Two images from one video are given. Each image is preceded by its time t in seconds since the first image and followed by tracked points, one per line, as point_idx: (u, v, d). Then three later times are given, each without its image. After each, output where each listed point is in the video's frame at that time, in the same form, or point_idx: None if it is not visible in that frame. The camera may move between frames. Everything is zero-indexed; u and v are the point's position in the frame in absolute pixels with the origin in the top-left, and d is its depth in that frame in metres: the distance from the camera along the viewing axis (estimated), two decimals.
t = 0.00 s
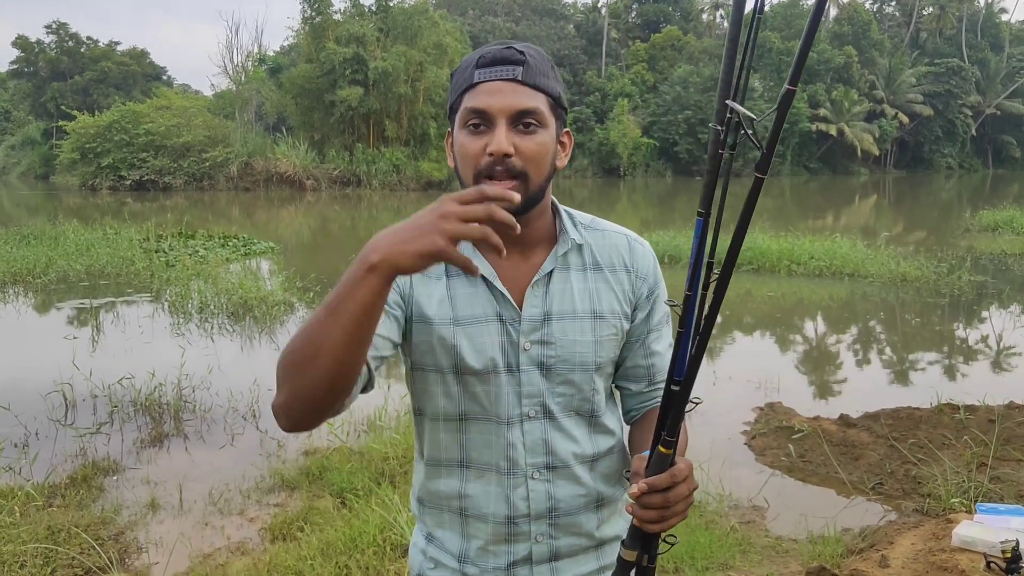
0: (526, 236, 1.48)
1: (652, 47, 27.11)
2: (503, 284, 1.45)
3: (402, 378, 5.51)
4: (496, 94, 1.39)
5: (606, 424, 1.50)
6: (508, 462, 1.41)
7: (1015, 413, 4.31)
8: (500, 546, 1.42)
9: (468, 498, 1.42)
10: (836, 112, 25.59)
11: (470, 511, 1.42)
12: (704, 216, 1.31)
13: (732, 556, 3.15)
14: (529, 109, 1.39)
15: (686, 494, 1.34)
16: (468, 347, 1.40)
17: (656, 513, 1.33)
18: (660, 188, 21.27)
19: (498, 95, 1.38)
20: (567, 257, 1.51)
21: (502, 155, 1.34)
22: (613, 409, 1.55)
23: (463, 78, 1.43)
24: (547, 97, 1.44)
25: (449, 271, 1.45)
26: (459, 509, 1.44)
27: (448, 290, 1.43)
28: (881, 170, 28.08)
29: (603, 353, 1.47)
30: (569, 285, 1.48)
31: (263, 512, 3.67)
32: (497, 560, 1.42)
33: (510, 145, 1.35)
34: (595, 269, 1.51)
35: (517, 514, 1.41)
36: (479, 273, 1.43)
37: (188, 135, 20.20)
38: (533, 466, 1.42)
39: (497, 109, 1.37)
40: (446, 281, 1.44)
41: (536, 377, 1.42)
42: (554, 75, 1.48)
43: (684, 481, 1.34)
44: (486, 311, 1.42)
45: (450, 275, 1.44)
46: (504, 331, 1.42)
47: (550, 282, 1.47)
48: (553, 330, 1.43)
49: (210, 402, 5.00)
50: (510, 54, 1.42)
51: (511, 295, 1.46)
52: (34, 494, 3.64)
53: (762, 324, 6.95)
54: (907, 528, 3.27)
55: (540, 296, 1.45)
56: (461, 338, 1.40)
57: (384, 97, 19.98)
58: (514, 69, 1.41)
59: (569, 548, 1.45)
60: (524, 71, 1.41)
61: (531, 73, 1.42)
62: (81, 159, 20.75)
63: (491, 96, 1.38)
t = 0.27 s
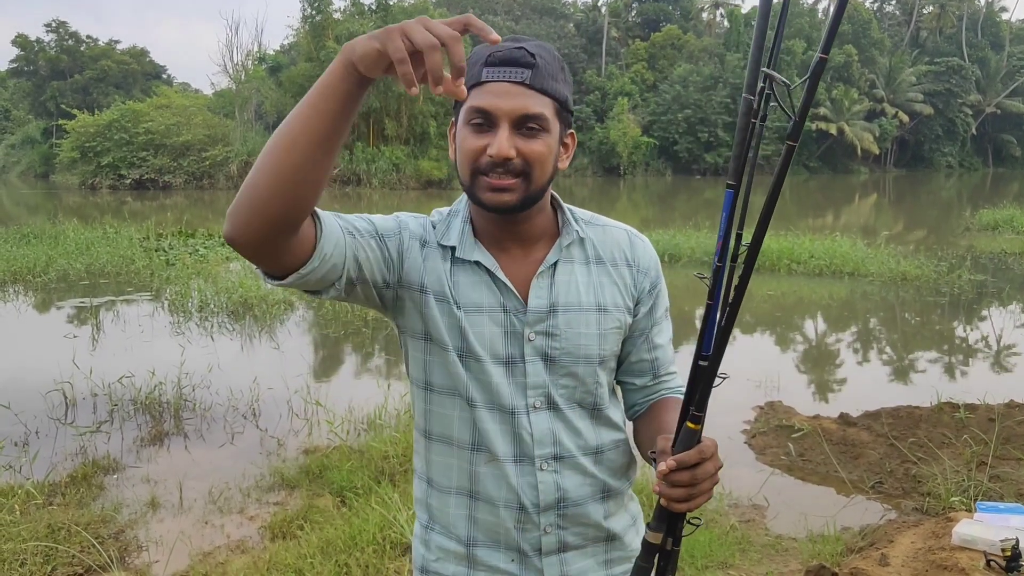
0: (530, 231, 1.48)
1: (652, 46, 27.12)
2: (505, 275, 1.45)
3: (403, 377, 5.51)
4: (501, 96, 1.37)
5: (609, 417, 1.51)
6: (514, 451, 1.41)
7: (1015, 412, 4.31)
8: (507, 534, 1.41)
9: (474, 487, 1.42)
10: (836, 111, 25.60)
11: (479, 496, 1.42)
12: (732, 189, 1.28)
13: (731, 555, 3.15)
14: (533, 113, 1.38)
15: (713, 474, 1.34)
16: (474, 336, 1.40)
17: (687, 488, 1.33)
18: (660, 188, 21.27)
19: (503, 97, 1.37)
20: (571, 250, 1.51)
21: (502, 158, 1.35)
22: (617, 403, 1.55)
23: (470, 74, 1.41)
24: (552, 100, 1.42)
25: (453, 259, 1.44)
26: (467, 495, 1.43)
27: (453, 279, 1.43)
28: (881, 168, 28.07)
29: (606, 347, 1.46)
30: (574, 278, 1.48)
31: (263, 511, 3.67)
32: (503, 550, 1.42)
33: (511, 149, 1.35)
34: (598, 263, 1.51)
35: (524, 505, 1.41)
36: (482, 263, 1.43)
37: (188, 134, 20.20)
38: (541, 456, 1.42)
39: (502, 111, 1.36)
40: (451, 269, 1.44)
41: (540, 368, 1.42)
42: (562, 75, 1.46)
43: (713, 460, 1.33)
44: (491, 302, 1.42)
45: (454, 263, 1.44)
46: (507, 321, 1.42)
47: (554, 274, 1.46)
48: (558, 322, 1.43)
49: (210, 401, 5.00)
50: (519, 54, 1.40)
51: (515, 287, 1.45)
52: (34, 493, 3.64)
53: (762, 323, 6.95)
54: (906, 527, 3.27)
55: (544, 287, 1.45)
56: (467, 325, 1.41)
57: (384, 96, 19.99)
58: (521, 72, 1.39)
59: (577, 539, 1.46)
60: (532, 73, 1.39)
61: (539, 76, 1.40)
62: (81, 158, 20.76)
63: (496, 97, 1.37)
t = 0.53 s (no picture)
0: (529, 232, 1.48)
1: (652, 46, 27.15)
2: (504, 278, 1.44)
3: (402, 376, 5.52)
4: (505, 95, 1.37)
5: (610, 418, 1.51)
6: (515, 454, 1.41)
7: (1014, 412, 4.31)
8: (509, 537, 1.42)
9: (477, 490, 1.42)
10: (835, 111, 25.62)
11: (483, 497, 1.42)
12: (734, 182, 1.30)
13: (731, 555, 3.15)
14: (535, 112, 1.38)
15: (719, 469, 1.33)
16: (475, 338, 1.40)
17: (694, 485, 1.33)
18: (660, 188, 21.28)
19: (507, 96, 1.37)
20: (570, 250, 1.51)
21: (507, 158, 1.35)
22: (617, 403, 1.56)
23: (471, 74, 1.41)
24: (554, 100, 1.42)
25: (451, 263, 1.44)
26: (470, 496, 1.44)
27: (452, 282, 1.43)
28: (881, 169, 28.08)
29: (607, 347, 1.47)
30: (574, 278, 1.47)
31: (263, 511, 3.67)
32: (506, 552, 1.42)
33: (516, 148, 1.35)
34: (597, 263, 1.51)
35: (527, 507, 1.41)
36: (480, 266, 1.43)
37: (188, 134, 20.20)
38: (544, 457, 1.42)
39: (505, 111, 1.37)
40: (448, 273, 1.44)
41: (541, 369, 1.42)
42: (562, 75, 1.47)
43: (719, 454, 1.33)
44: (491, 305, 1.42)
45: (451, 266, 1.44)
46: (507, 323, 1.42)
47: (555, 275, 1.46)
48: (559, 323, 1.43)
49: (210, 401, 5.01)
50: (520, 54, 1.40)
51: (515, 289, 1.45)
52: (34, 493, 3.64)
53: (762, 323, 6.95)
54: (905, 528, 3.28)
55: (545, 289, 1.45)
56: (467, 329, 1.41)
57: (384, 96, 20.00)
58: (524, 71, 1.39)
59: (581, 541, 1.46)
60: (534, 73, 1.40)
61: (541, 76, 1.41)
62: (80, 158, 20.76)
63: (500, 96, 1.37)
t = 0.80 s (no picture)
0: (523, 234, 1.48)
1: (653, 46, 27.18)
2: (501, 281, 1.45)
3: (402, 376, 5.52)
4: (495, 90, 1.38)
5: (608, 418, 1.51)
6: (514, 459, 1.41)
7: (1014, 412, 4.31)
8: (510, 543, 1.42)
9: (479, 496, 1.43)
10: (836, 111, 25.62)
11: (484, 501, 1.42)
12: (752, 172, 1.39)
13: (731, 555, 3.16)
14: (526, 106, 1.39)
15: (730, 459, 1.34)
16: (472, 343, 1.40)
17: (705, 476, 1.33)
18: (661, 188, 21.28)
19: (496, 92, 1.38)
20: (565, 252, 1.51)
21: (498, 153, 1.35)
22: (615, 401, 1.57)
23: (459, 73, 1.42)
24: (542, 96, 1.44)
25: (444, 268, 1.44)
26: (471, 501, 1.43)
27: (446, 286, 1.43)
28: (881, 169, 28.07)
29: (605, 348, 1.48)
30: (570, 280, 1.48)
31: (264, 510, 3.68)
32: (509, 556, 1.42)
33: (507, 143, 1.35)
34: (593, 263, 1.52)
35: (527, 510, 1.41)
36: (475, 270, 1.43)
37: (189, 133, 20.21)
38: (543, 460, 1.42)
39: (495, 106, 1.37)
40: (442, 277, 1.43)
41: (540, 373, 1.42)
42: (549, 71, 1.48)
43: (729, 446, 1.34)
44: (488, 310, 1.42)
45: (445, 273, 1.44)
46: (505, 329, 1.41)
47: (550, 277, 1.47)
48: (556, 326, 1.43)
49: (211, 401, 5.01)
50: (507, 51, 1.42)
51: (512, 293, 1.45)
52: (35, 492, 3.65)
53: (762, 323, 6.96)
54: (905, 528, 3.28)
55: (542, 291, 1.45)
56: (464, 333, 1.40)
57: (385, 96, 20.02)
58: (512, 67, 1.41)
59: (581, 540, 1.46)
60: (522, 69, 1.41)
61: (528, 71, 1.42)
62: (81, 158, 20.77)
63: (490, 92, 1.38)
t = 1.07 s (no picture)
0: (526, 244, 1.46)
1: (653, 45, 27.20)
2: (505, 299, 1.42)
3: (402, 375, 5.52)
4: (494, 99, 1.38)
5: (610, 424, 1.52)
6: (520, 475, 1.41)
7: (1014, 411, 4.31)
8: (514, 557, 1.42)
9: (482, 517, 1.41)
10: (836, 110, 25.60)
11: (485, 524, 1.42)
12: (765, 172, 1.42)
13: (731, 554, 3.16)
14: (526, 114, 1.39)
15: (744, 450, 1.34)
16: (477, 364, 1.37)
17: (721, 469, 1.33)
18: (661, 187, 21.27)
19: (496, 100, 1.38)
20: (567, 263, 1.50)
21: (500, 164, 1.35)
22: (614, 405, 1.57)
23: (457, 80, 1.42)
24: (543, 102, 1.43)
25: (447, 291, 1.39)
26: (472, 523, 1.42)
27: (447, 306, 1.38)
28: (881, 168, 28.06)
29: (608, 356, 1.49)
30: (571, 292, 1.48)
31: (264, 510, 3.68)
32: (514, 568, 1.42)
33: (509, 154, 1.36)
34: (594, 271, 1.52)
35: (533, 523, 1.41)
36: (480, 291, 1.39)
37: (188, 133, 20.20)
38: (547, 476, 1.42)
39: (495, 115, 1.37)
40: (443, 299, 1.39)
41: (547, 389, 1.41)
42: (547, 76, 1.47)
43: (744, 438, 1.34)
44: (492, 331, 1.39)
45: (447, 294, 1.39)
46: (512, 347, 1.39)
47: (553, 292, 1.46)
48: (560, 340, 1.43)
49: (211, 400, 5.01)
50: (506, 57, 1.41)
51: (517, 310, 1.44)
52: (35, 491, 3.65)
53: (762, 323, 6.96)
54: (905, 527, 3.29)
55: (545, 306, 1.44)
56: (466, 357, 1.36)
57: (385, 95, 20.01)
58: (511, 74, 1.40)
59: (582, 551, 1.47)
60: (520, 75, 1.40)
61: (528, 78, 1.41)
62: (81, 157, 20.75)
63: (489, 100, 1.38)
